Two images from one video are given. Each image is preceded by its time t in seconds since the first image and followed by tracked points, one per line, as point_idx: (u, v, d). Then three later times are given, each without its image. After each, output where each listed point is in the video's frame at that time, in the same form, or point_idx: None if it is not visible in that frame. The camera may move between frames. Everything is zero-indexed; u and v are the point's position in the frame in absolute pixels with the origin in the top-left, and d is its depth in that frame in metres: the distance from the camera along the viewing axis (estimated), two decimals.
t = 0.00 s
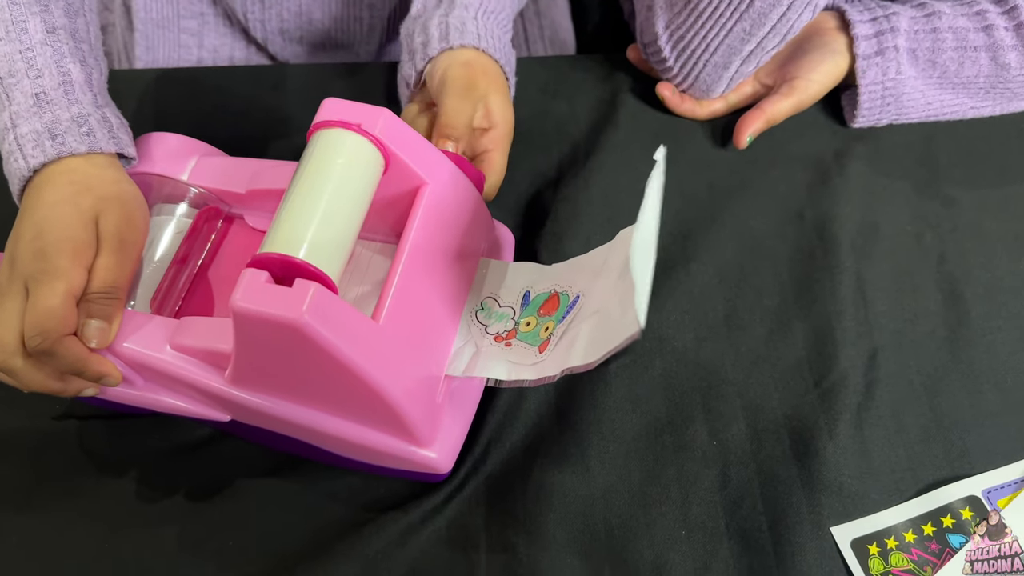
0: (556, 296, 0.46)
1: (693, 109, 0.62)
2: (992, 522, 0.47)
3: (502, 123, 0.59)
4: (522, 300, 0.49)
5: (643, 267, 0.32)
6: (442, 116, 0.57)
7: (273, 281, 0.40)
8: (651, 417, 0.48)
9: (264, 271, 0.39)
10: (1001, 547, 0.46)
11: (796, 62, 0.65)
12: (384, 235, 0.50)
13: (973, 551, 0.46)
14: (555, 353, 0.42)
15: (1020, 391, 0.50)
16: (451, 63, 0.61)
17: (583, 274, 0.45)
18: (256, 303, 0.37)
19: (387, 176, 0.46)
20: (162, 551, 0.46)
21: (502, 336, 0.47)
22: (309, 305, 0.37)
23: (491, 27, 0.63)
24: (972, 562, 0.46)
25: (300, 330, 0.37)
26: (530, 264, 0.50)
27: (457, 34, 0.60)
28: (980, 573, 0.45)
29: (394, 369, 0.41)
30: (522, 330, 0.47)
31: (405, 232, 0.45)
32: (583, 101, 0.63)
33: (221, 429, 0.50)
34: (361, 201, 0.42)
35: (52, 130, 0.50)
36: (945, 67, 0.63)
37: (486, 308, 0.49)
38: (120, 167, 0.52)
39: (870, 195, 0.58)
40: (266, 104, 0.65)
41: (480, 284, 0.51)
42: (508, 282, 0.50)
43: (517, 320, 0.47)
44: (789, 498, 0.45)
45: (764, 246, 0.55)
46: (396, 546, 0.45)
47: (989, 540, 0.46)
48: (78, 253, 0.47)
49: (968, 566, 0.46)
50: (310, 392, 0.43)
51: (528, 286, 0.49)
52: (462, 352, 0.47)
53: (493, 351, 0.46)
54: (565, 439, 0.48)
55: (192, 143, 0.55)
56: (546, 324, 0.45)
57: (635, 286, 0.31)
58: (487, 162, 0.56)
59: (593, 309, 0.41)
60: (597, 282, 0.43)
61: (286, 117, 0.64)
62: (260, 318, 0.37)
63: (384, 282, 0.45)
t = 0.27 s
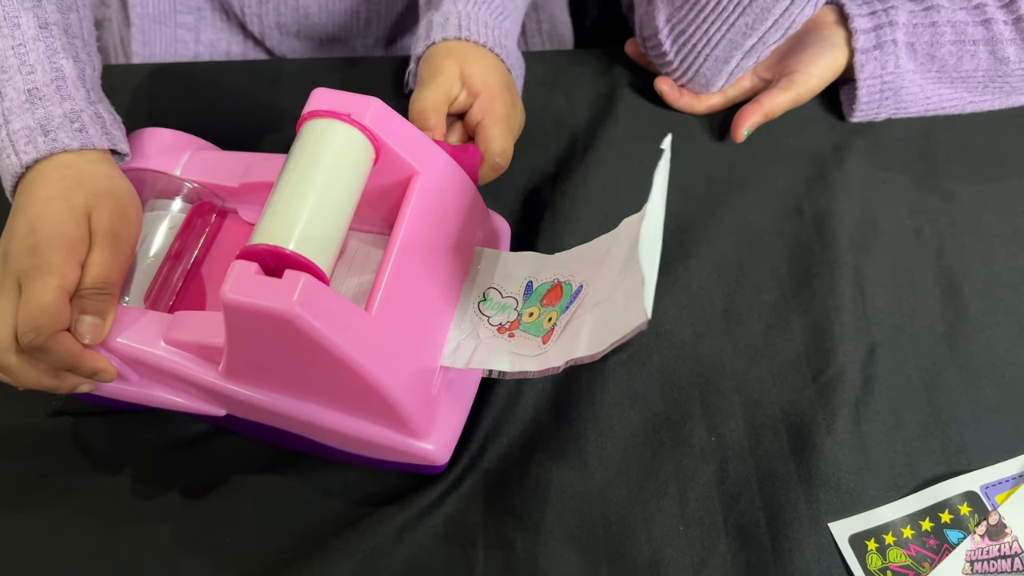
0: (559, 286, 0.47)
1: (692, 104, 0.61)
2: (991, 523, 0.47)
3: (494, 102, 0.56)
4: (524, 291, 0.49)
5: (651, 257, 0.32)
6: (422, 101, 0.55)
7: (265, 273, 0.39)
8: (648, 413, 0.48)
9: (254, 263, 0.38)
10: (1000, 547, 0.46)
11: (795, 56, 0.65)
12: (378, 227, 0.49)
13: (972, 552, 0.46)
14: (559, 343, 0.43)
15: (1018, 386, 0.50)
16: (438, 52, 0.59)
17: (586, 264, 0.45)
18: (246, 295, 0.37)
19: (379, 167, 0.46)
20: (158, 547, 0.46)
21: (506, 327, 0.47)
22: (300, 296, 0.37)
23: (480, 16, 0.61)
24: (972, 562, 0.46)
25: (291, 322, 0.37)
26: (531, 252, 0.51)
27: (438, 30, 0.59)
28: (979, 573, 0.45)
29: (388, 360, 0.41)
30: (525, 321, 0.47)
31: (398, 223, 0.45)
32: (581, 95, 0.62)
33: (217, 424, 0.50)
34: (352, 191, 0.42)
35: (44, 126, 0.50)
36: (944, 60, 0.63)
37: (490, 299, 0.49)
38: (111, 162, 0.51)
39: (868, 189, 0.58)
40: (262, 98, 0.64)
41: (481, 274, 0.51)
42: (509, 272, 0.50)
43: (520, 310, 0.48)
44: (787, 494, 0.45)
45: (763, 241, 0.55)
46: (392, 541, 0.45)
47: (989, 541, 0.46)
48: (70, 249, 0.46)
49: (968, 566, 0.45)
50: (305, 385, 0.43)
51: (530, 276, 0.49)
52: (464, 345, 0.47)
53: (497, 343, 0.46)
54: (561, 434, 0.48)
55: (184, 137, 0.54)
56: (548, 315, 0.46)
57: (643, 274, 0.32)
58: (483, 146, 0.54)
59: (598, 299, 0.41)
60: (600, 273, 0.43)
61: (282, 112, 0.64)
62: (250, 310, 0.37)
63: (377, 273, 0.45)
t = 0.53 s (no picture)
0: (569, 293, 0.46)
1: (692, 101, 0.61)
2: (991, 522, 0.46)
3: (477, 82, 0.54)
4: (533, 296, 0.48)
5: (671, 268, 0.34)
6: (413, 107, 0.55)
7: (267, 274, 0.39)
8: (648, 412, 0.48)
9: (257, 264, 0.38)
10: (1000, 547, 0.46)
11: (795, 53, 0.64)
12: (378, 226, 0.49)
13: (972, 552, 0.46)
14: (572, 349, 0.42)
15: (1017, 384, 0.50)
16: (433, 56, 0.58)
17: (598, 271, 0.45)
18: (249, 296, 0.37)
19: (380, 167, 0.46)
20: (158, 546, 0.46)
21: (514, 332, 0.47)
22: (303, 298, 0.37)
23: (486, 19, 0.58)
24: (971, 562, 0.45)
25: (294, 324, 0.37)
26: (539, 259, 0.50)
27: (439, 40, 0.58)
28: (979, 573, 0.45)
29: (390, 362, 0.41)
30: (535, 326, 0.46)
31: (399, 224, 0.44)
32: (580, 93, 0.62)
33: (216, 423, 0.50)
34: (354, 193, 0.42)
35: (42, 124, 0.50)
36: (944, 57, 0.62)
37: (498, 303, 0.49)
38: (111, 160, 0.51)
39: (868, 187, 0.58)
40: (260, 95, 0.64)
41: (489, 276, 0.50)
42: (518, 277, 0.49)
43: (529, 316, 0.47)
44: (786, 493, 0.45)
45: (763, 239, 0.55)
46: (392, 541, 0.45)
47: (989, 541, 0.46)
48: (69, 247, 0.46)
49: (968, 566, 0.45)
50: (306, 386, 0.43)
51: (539, 282, 0.49)
52: (474, 349, 0.47)
53: (506, 348, 0.46)
54: (561, 433, 0.47)
55: (184, 135, 0.54)
56: (559, 321, 0.45)
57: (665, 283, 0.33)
58: (469, 129, 0.53)
59: (614, 309, 0.41)
60: (614, 281, 0.43)
61: (280, 109, 0.63)
62: (253, 312, 0.37)
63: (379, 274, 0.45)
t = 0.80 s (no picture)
0: (573, 294, 0.47)
1: (691, 98, 0.61)
2: (991, 522, 0.47)
3: (467, 75, 0.54)
4: (537, 297, 0.48)
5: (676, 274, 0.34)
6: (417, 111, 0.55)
7: (268, 274, 0.39)
8: (648, 410, 0.48)
9: (258, 264, 0.38)
10: (1000, 548, 0.46)
11: (795, 51, 0.64)
12: (380, 226, 0.49)
13: (972, 552, 0.46)
14: (576, 351, 0.43)
15: (1016, 382, 0.50)
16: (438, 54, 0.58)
17: (602, 273, 0.46)
18: (250, 296, 0.37)
19: (382, 167, 0.46)
20: (159, 544, 0.46)
21: (518, 333, 0.47)
22: (304, 299, 0.37)
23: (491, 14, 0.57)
24: (971, 562, 0.45)
25: (295, 324, 0.37)
26: (542, 260, 0.50)
27: (444, 36, 0.58)
28: (979, 573, 0.45)
29: (391, 362, 0.41)
30: (539, 328, 0.46)
31: (400, 225, 0.44)
32: (580, 91, 0.62)
33: (216, 422, 0.50)
34: (355, 193, 0.42)
35: (42, 122, 0.50)
36: (944, 55, 0.62)
37: (502, 304, 0.49)
38: (111, 159, 0.51)
39: (868, 185, 0.58)
40: (260, 93, 0.64)
41: (494, 275, 0.50)
42: (521, 278, 0.49)
43: (533, 317, 0.47)
44: (786, 491, 0.45)
45: (762, 238, 0.55)
46: (392, 539, 0.45)
47: (989, 541, 0.46)
48: (68, 246, 0.46)
49: (968, 566, 0.45)
50: (306, 385, 0.43)
51: (542, 283, 0.49)
52: (478, 349, 0.47)
53: (510, 349, 0.46)
54: (562, 432, 0.47)
55: (184, 133, 0.54)
56: (563, 323, 0.45)
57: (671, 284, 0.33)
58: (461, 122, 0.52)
59: (618, 311, 0.41)
60: (618, 284, 0.44)
61: (279, 107, 0.63)
62: (254, 312, 0.37)
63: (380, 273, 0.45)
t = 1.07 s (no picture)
0: (574, 292, 0.47)
1: (692, 97, 0.61)
2: (991, 523, 0.47)
3: (486, 77, 0.54)
4: (537, 296, 0.48)
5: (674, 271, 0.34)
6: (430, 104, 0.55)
7: (270, 272, 0.39)
8: (648, 408, 0.48)
9: (261, 262, 0.38)
10: (1000, 548, 0.46)
11: (795, 50, 0.64)
12: (381, 225, 0.49)
13: (972, 552, 0.46)
14: (576, 348, 0.43)
15: (1016, 381, 0.50)
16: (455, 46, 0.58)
17: (601, 271, 0.46)
18: (252, 294, 0.37)
19: (383, 166, 0.46)
20: (160, 541, 0.46)
21: (518, 331, 0.47)
22: (306, 297, 0.37)
23: (505, 13, 0.58)
24: (971, 562, 0.45)
25: (297, 322, 0.37)
26: (542, 259, 0.50)
27: (461, 30, 0.58)
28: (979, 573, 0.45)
29: (393, 361, 0.41)
30: (539, 326, 0.47)
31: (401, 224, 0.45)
32: (581, 90, 0.62)
33: (217, 420, 0.50)
34: (357, 192, 0.42)
35: (45, 119, 0.50)
36: (944, 54, 0.62)
37: (502, 303, 0.49)
38: (114, 158, 0.51)
39: (868, 183, 0.58)
40: (261, 91, 0.64)
41: (495, 274, 0.50)
42: (522, 277, 0.50)
43: (533, 315, 0.47)
44: (785, 489, 0.45)
45: (762, 236, 0.55)
46: (392, 537, 0.45)
47: (989, 541, 0.46)
48: (70, 245, 0.46)
49: (968, 567, 0.45)
50: (307, 384, 0.43)
51: (543, 281, 0.49)
52: (479, 348, 0.47)
53: (510, 347, 0.46)
54: (562, 430, 0.48)
55: (183, 131, 0.54)
56: (563, 321, 0.46)
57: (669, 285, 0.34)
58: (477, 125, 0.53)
59: (618, 308, 0.41)
60: (617, 282, 0.44)
61: (280, 106, 0.64)
62: (257, 311, 0.37)
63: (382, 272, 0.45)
